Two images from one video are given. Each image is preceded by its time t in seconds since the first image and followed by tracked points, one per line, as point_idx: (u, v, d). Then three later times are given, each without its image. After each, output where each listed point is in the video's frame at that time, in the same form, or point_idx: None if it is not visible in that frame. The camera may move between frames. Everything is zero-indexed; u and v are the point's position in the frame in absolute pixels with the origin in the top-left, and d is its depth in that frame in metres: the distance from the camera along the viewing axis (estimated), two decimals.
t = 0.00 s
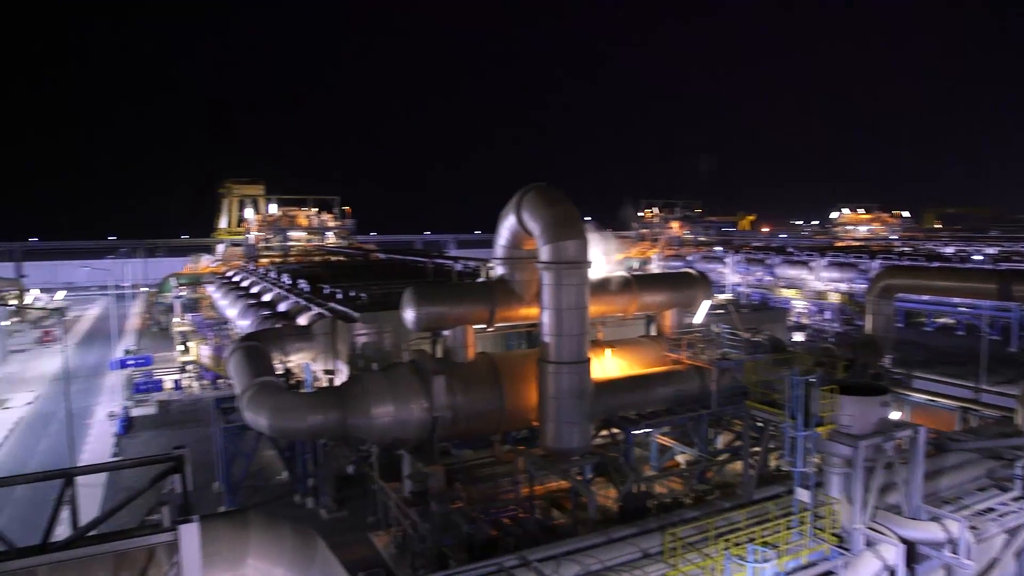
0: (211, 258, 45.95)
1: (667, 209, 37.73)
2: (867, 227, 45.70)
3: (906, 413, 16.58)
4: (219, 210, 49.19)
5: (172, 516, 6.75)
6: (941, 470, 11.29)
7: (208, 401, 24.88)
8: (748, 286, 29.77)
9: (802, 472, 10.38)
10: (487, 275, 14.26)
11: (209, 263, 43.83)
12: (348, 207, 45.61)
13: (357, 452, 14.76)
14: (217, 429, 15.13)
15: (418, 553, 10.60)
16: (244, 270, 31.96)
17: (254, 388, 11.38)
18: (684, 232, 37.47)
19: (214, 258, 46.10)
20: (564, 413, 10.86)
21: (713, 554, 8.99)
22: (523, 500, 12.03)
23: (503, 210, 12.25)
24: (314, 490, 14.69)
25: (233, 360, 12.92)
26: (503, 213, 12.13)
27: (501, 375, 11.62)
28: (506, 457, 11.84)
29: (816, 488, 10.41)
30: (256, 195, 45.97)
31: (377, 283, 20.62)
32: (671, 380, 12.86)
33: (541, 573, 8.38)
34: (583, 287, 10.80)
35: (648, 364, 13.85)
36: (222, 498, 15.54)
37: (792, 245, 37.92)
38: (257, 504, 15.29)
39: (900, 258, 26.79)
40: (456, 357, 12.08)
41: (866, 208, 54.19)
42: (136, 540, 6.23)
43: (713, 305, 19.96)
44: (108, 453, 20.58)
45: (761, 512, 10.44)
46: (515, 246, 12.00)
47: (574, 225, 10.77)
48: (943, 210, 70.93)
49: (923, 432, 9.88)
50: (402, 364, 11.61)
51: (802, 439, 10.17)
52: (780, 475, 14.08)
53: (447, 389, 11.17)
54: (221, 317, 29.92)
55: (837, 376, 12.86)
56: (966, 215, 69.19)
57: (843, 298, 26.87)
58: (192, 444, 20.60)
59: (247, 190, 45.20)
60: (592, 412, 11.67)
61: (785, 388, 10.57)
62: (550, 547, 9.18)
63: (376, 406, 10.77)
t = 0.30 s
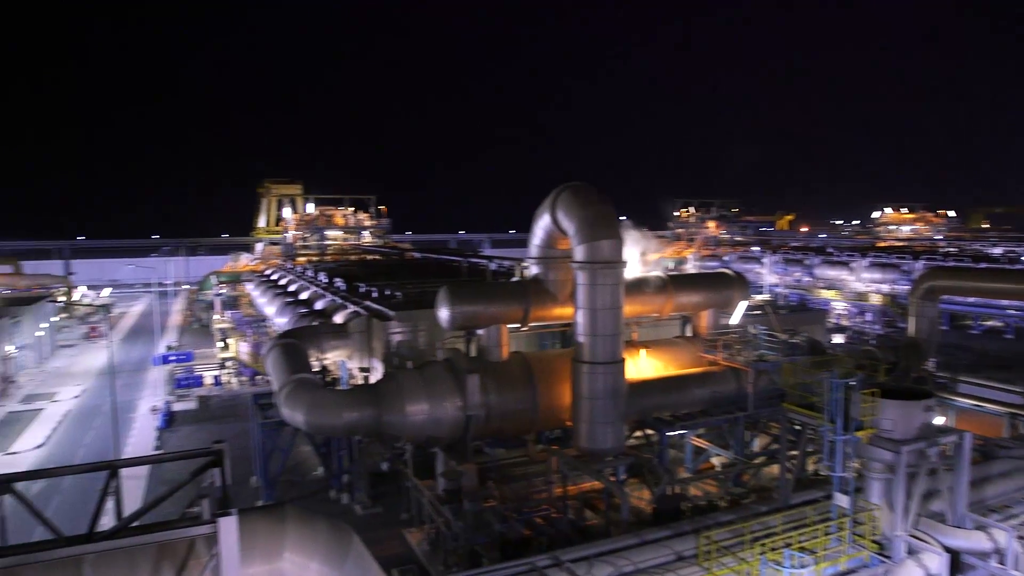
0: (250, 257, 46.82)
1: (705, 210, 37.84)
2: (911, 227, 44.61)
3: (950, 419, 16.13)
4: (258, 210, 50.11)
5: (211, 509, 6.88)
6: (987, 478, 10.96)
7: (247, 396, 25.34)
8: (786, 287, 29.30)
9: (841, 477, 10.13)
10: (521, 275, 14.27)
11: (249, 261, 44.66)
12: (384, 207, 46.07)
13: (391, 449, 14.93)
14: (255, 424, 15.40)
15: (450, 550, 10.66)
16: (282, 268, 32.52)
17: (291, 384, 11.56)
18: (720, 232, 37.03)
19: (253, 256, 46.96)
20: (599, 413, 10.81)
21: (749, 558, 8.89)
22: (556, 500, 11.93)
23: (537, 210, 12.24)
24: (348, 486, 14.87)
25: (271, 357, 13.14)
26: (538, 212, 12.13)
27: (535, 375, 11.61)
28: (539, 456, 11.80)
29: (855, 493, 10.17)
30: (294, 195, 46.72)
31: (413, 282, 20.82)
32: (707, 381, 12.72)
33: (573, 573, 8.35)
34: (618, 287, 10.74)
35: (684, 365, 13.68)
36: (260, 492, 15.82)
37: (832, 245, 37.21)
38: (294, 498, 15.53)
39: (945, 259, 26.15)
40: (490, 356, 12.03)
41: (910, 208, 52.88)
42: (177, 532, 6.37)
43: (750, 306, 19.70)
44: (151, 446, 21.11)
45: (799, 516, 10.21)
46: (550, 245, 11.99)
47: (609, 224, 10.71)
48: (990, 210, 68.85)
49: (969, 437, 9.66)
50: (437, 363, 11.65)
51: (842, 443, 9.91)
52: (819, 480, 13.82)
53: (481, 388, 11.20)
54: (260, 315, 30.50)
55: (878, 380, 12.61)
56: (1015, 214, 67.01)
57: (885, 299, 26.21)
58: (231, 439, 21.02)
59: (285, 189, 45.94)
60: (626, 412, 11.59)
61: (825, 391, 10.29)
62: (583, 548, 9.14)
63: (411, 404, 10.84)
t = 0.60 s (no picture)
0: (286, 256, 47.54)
1: (738, 210, 37.91)
2: (954, 227, 43.46)
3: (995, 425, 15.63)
4: (294, 209, 50.87)
5: (247, 504, 7.00)
6: None
7: (282, 393, 25.73)
8: (823, 288, 28.79)
9: (880, 483, 9.78)
10: (554, 274, 14.25)
11: (285, 260, 45.35)
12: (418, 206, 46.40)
13: (423, 447, 15.03)
14: (290, 421, 15.63)
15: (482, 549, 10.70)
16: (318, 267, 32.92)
17: (324, 382, 11.71)
18: (755, 232, 36.51)
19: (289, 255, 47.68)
20: (631, 414, 10.74)
21: (784, 563, 8.79)
22: (587, 500, 11.84)
23: (570, 209, 12.20)
24: (381, 484, 14.98)
25: (306, 355, 13.32)
26: (570, 212, 12.08)
27: (567, 374, 11.59)
28: (571, 456, 11.75)
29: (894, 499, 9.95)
30: (329, 195, 47.34)
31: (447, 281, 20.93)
32: (741, 383, 12.53)
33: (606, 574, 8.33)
34: (652, 287, 10.65)
35: (718, 367, 13.46)
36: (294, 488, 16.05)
37: (871, 245, 36.49)
38: (328, 495, 15.72)
39: (989, 260, 25.40)
40: (523, 355, 12.04)
41: (953, 208, 51.53)
42: (215, 525, 6.51)
43: (786, 308, 19.22)
44: (190, 441, 21.55)
45: (835, 522, 10.02)
46: (582, 245, 11.95)
47: (642, 224, 10.61)
48: None
49: (1015, 444, 9.40)
50: (469, 362, 11.69)
51: (881, 449, 9.57)
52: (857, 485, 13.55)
53: (513, 388, 11.20)
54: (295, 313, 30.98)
55: (919, 384, 12.30)
56: None
57: (926, 301, 25.68)
58: (267, 435, 21.37)
59: (320, 189, 46.57)
60: (659, 414, 11.50)
61: (863, 395, 10.06)
62: (616, 548, 9.11)
63: (443, 403, 10.89)
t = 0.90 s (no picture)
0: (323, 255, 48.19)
1: (776, 210, 37.75)
2: (1001, 227, 42.14)
3: None
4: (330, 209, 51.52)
5: (284, 499, 7.08)
6: None
7: (318, 390, 26.08)
8: (864, 289, 28.22)
9: (921, 489, 9.59)
10: (588, 274, 14.20)
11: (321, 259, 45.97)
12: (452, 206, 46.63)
13: (456, 446, 15.11)
14: (326, 417, 15.84)
15: (515, 548, 10.70)
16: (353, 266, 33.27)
17: (359, 380, 11.84)
18: (793, 232, 35.89)
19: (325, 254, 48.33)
20: (665, 416, 10.65)
21: (821, 569, 8.64)
22: (620, 501, 11.77)
23: (604, 209, 12.15)
24: (415, 481, 15.08)
25: (341, 353, 13.47)
26: (605, 211, 12.02)
27: (601, 375, 11.53)
28: (604, 457, 11.71)
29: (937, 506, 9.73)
30: (365, 194, 47.86)
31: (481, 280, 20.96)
32: (778, 385, 12.31)
33: (638, 575, 8.27)
34: (687, 288, 10.54)
35: (755, 369, 13.25)
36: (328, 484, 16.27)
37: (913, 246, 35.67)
38: (362, 492, 15.89)
39: None
40: (557, 355, 12.04)
41: (1001, 208, 49.97)
42: (252, 519, 6.62)
43: (825, 309, 18.92)
44: (228, 436, 21.97)
45: (874, 528, 9.81)
46: (617, 245, 11.89)
47: (677, 224, 10.51)
48: None
49: None
50: (503, 361, 11.70)
51: (921, 454, 9.43)
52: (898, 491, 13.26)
53: (546, 388, 11.17)
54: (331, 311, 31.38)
55: (964, 388, 11.95)
56: None
57: (971, 302, 24.73)
58: (304, 431, 21.70)
59: (356, 189, 47.07)
60: (693, 415, 11.39)
61: (905, 399, 9.84)
62: (649, 551, 9.04)
63: (476, 402, 10.90)
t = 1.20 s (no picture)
0: (353, 254, 48.65)
1: (809, 210, 37.49)
2: None
3: None
4: (361, 208, 52.02)
5: (315, 495, 7.14)
6: None
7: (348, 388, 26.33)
8: (900, 291, 27.64)
9: (959, 496, 9.35)
10: (617, 274, 14.13)
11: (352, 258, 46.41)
12: (482, 206, 46.77)
13: (484, 445, 15.15)
14: (355, 415, 16.00)
15: (542, 548, 10.66)
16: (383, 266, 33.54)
17: (388, 378, 11.93)
18: (827, 232, 35.35)
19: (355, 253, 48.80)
20: (695, 418, 10.55)
21: None
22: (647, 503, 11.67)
23: (633, 209, 12.07)
24: (443, 480, 15.16)
25: (370, 352, 13.59)
26: (634, 211, 11.94)
27: (629, 375, 11.46)
28: (631, 457, 11.69)
29: (974, 514, 9.53)
30: (395, 194, 48.20)
31: (510, 280, 20.93)
32: (810, 388, 12.13)
33: None
34: (717, 288, 10.42)
35: (784, 371, 13.15)
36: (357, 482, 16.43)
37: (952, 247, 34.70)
38: (390, 489, 16.01)
39: None
40: (585, 355, 11.99)
41: None
42: (284, 515, 6.72)
43: (859, 311, 18.68)
44: (259, 432, 22.30)
45: (909, 535, 9.62)
46: (646, 245, 11.81)
47: (709, 224, 10.40)
48: None
49: None
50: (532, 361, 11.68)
51: (959, 460, 9.15)
52: (934, 497, 12.98)
53: (575, 388, 11.13)
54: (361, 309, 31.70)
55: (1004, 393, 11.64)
56: None
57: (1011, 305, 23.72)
58: (333, 428, 21.94)
59: (386, 189, 47.47)
60: (723, 417, 11.27)
61: (942, 403, 9.61)
62: (678, 553, 8.96)
63: (504, 402, 10.91)
